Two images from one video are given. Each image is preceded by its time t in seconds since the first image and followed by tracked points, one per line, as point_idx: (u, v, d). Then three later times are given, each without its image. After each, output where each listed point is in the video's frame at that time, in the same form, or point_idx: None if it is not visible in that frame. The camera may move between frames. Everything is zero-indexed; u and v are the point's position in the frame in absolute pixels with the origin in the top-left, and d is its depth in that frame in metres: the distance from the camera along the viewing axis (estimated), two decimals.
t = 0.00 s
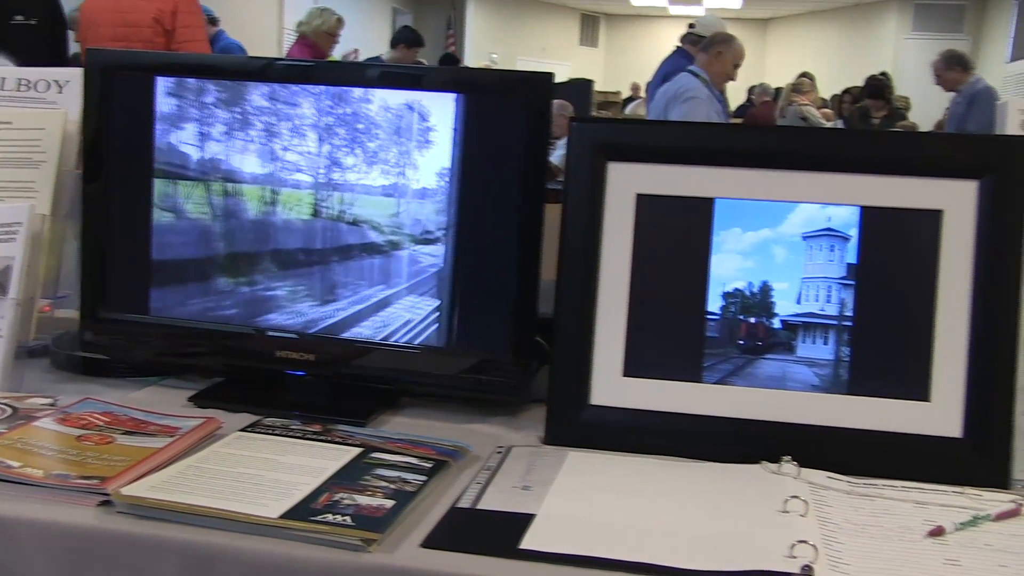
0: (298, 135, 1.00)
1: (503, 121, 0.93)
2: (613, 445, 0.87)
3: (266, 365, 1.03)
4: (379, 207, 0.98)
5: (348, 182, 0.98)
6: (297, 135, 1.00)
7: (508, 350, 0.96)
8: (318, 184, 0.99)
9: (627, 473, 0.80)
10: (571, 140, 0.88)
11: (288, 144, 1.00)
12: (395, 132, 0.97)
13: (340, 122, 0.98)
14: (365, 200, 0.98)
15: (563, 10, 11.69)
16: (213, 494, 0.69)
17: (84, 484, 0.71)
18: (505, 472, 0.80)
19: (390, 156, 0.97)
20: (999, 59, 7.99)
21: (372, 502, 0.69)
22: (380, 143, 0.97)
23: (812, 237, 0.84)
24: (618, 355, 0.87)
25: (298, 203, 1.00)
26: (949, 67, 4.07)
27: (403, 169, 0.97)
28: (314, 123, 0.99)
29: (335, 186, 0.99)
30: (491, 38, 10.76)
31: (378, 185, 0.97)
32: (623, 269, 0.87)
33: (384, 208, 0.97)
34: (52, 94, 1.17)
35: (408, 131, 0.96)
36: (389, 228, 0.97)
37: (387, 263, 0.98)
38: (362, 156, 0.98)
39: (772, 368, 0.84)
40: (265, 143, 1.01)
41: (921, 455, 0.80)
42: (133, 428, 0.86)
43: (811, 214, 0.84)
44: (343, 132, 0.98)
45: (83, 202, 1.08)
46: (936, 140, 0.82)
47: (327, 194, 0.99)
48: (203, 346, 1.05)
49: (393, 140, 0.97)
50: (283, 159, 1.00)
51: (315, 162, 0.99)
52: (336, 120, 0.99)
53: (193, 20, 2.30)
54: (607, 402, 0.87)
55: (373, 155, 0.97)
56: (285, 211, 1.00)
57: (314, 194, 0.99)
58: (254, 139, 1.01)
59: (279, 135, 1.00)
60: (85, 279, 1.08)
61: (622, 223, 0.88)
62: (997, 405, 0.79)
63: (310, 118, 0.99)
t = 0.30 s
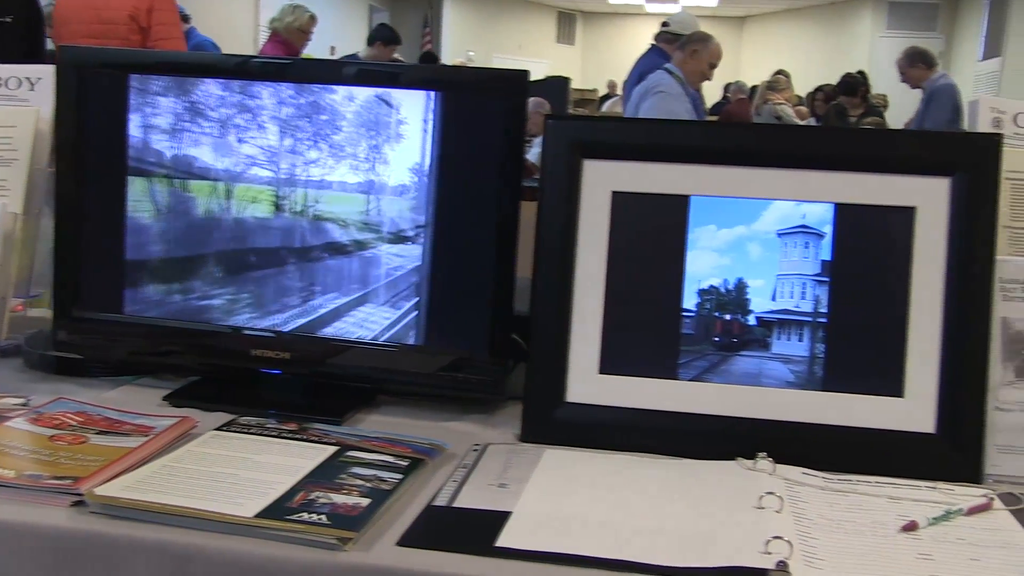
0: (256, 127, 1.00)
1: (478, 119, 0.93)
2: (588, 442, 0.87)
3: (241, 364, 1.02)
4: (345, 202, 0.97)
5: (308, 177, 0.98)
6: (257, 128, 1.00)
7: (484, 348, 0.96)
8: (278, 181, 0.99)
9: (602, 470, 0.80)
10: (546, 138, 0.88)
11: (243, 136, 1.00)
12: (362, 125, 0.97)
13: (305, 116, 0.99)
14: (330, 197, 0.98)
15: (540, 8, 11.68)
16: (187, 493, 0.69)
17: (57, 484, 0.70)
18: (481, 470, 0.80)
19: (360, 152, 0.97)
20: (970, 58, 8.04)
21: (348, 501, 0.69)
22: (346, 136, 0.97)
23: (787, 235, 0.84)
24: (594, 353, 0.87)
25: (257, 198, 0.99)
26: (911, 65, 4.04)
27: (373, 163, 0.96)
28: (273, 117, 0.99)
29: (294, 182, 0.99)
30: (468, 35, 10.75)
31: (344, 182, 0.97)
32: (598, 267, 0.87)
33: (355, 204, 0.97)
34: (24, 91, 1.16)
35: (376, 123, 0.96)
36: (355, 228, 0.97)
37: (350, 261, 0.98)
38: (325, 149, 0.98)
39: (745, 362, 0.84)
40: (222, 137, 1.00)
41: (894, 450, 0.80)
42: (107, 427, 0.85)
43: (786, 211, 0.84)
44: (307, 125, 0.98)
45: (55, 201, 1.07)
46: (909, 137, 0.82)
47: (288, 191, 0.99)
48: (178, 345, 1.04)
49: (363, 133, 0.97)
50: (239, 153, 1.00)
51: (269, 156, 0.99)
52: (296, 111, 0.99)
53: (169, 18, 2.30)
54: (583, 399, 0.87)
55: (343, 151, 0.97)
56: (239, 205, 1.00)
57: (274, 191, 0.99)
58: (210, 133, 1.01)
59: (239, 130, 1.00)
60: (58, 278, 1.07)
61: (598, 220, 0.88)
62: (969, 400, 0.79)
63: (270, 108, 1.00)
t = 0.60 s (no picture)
0: (216, 120, 1.00)
1: (455, 117, 0.94)
2: (567, 440, 0.87)
3: (218, 362, 1.02)
4: (315, 199, 0.97)
5: (269, 171, 0.98)
6: (216, 120, 1.00)
7: (462, 345, 0.96)
8: (239, 176, 0.99)
9: (581, 467, 0.80)
10: (523, 136, 0.88)
11: (199, 128, 1.00)
12: (329, 118, 0.97)
13: (272, 109, 0.99)
14: (293, 193, 0.98)
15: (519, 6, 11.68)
16: (164, 492, 0.68)
17: (33, 484, 0.70)
18: (460, 468, 0.80)
19: (331, 148, 0.97)
20: (945, 58, 8.09)
21: (326, 499, 0.69)
22: (312, 129, 0.97)
23: (764, 232, 0.84)
24: (573, 350, 0.87)
25: (214, 192, 1.00)
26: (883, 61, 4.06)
27: (345, 160, 0.96)
28: (232, 108, 0.99)
29: (253, 178, 0.99)
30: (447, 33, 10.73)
31: (312, 179, 0.97)
32: (577, 264, 0.88)
33: (328, 201, 0.97)
34: None
35: (347, 118, 0.96)
36: (320, 228, 0.97)
37: (314, 259, 0.98)
38: (290, 142, 0.98)
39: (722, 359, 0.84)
40: (179, 131, 1.01)
41: (871, 447, 0.81)
42: (83, 427, 0.85)
43: (763, 209, 0.85)
44: (270, 117, 0.98)
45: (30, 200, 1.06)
46: (886, 135, 0.83)
47: (250, 188, 0.99)
48: (156, 345, 1.03)
49: (331, 127, 0.97)
50: (196, 145, 1.00)
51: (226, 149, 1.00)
52: (256, 102, 0.99)
53: (149, 15, 2.27)
54: (562, 397, 0.87)
55: (312, 146, 0.97)
56: (194, 199, 1.01)
57: (237, 187, 0.99)
58: (171, 128, 1.01)
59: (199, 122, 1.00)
60: (32, 276, 1.06)
61: (576, 218, 0.88)
62: (944, 397, 0.80)
63: (234, 100, 0.99)
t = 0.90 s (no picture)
0: (176, 114, 1.00)
1: (434, 115, 0.93)
2: (546, 439, 0.87)
3: (197, 361, 1.02)
4: (287, 196, 0.97)
5: (233, 167, 0.98)
6: (175, 114, 1.00)
7: (441, 344, 0.96)
8: (199, 172, 0.99)
9: (560, 465, 0.80)
10: (502, 135, 0.88)
11: (157, 122, 1.00)
12: (299, 113, 0.97)
13: (236, 102, 0.98)
14: (258, 190, 0.98)
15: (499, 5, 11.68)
16: (141, 493, 0.68)
17: (9, 486, 0.69)
18: (439, 467, 0.80)
19: (302, 144, 0.97)
20: (921, 57, 8.14)
21: (305, 499, 0.68)
22: (279, 123, 0.97)
23: (743, 231, 0.85)
24: (552, 348, 0.87)
25: (168, 190, 1.00)
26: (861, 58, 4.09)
27: (318, 156, 0.96)
28: (191, 100, 0.99)
29: (214, 173, 0.99)
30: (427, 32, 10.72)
31: (282, 176, 0.97)
32: (555, 263, 0.88)
33: (299, 199, 0.97)
34: None
35: (319, 112, 0.96)
36: (286, 229, 0.97)
37: (275, 262, 0.98)
38: (256, 135, 0.98)
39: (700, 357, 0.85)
40: (150, 128, 1.00)
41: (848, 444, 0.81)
42: (59, 427, 0.84)
43: (741, 207, 0.85)
44: (230, 109, 0.98)
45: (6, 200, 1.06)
46: (863, 133, 0.83)
47: (210, 184, 0.99)
48: (135, 345, 1.03)
49: (303, 124, 0.97)
50: (153, 139, 1.00)
51: (183, 142, 0.99)
52: (215, 93, 0.99)
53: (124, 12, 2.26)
54: (541, 395, 0.87)
55: (280, 141, 0.97)
56: (145, 193, 1.00)
57: (196, 183, 0.99)
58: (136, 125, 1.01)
59: (158, 115, 1.00)
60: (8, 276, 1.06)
61: (555, 216, 0.88)
62: (921, 393, 0.80)
63: (197, 94, 0.99)
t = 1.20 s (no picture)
0: (131, 108, 1.00)
1: (412, 113, 0.93)
2: (526, 438, 0.87)
3: (175, 361, 1.01)
4: (263, 195, 0.97)
5: (196, 162, 0.98)
6: (130, 108, 1.00)
7: (421, 342, 0.96)
8: (154, 168, 0.99)
9: (540, 464, 0.80)
10: (480, 134, 0.88)
11: (113, 115, 1.00)
12: (266, 109, 0.97)
13: (199, 95, 0.98)
14: (223, 188, 0.98)
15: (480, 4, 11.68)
16: (120, 494, 0.68)
17: None
18: (420, 466, 0.80)
19: (273, 139, 0.96)
20: (899, 56, 8.19)
21: (284, 499, 0.68)
22: (244, 114, 0.97)
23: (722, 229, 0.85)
24: (532, 347, 0.87)
25: (125, 189, 1.00)
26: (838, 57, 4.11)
27: (289, 152, 0.96)
28: (146, 93, 0.99)
29: (173, 168, 0.99)
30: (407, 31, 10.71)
31: (255, 173, 0.97)
32: (535, 262, 0.88)
33: (270, 195, 0.96)
34: None
35: (289, 106, 0.96)
36: (252, 228, 0.97)
37: (230, 263, 0.98)
38: (221, 126, 0.98)
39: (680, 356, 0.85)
40: (121, 125, 1.00)
41: (827, 441, 0.82)
42: (36, 428, 0.84)
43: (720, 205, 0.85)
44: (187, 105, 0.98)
45: None
46: (841, 131, 0.84)
47: (172, 179, 0.99)
48: (113, 345, 1.02)
49: (274, 120, 0.96)
50: (117, 135, 1.00)
51: (137, 135, 0.99)
52: (174, 86, 0.99)
53: (100, 12, 2.26)
54: (522, 394, 0.87)
55: (245, 134, 0.97)
56: (96, 186, 1.00)
57: (150, 178, 0.99)
58: (100, 123, 1.00)
59: (109, 106, 1.00)
60: None
61: (535, 215, 0.88)
62: (898, 390, 0.81)
63: (159, 88, 0.99)
